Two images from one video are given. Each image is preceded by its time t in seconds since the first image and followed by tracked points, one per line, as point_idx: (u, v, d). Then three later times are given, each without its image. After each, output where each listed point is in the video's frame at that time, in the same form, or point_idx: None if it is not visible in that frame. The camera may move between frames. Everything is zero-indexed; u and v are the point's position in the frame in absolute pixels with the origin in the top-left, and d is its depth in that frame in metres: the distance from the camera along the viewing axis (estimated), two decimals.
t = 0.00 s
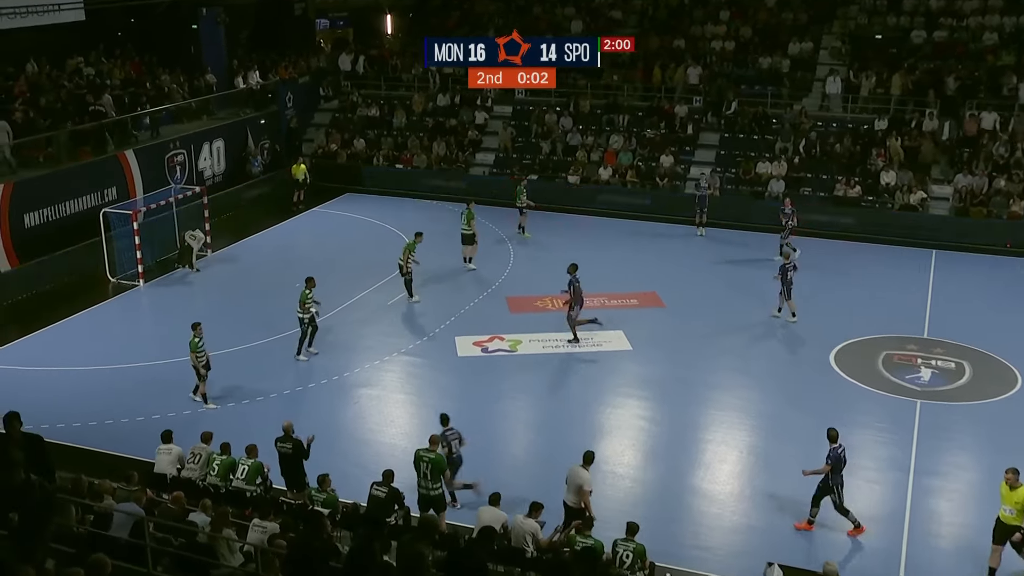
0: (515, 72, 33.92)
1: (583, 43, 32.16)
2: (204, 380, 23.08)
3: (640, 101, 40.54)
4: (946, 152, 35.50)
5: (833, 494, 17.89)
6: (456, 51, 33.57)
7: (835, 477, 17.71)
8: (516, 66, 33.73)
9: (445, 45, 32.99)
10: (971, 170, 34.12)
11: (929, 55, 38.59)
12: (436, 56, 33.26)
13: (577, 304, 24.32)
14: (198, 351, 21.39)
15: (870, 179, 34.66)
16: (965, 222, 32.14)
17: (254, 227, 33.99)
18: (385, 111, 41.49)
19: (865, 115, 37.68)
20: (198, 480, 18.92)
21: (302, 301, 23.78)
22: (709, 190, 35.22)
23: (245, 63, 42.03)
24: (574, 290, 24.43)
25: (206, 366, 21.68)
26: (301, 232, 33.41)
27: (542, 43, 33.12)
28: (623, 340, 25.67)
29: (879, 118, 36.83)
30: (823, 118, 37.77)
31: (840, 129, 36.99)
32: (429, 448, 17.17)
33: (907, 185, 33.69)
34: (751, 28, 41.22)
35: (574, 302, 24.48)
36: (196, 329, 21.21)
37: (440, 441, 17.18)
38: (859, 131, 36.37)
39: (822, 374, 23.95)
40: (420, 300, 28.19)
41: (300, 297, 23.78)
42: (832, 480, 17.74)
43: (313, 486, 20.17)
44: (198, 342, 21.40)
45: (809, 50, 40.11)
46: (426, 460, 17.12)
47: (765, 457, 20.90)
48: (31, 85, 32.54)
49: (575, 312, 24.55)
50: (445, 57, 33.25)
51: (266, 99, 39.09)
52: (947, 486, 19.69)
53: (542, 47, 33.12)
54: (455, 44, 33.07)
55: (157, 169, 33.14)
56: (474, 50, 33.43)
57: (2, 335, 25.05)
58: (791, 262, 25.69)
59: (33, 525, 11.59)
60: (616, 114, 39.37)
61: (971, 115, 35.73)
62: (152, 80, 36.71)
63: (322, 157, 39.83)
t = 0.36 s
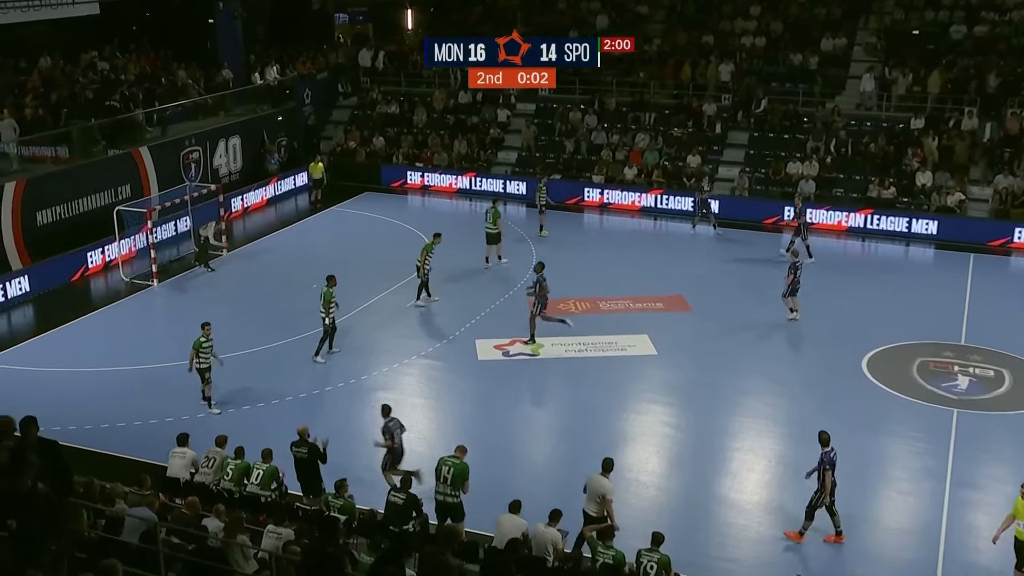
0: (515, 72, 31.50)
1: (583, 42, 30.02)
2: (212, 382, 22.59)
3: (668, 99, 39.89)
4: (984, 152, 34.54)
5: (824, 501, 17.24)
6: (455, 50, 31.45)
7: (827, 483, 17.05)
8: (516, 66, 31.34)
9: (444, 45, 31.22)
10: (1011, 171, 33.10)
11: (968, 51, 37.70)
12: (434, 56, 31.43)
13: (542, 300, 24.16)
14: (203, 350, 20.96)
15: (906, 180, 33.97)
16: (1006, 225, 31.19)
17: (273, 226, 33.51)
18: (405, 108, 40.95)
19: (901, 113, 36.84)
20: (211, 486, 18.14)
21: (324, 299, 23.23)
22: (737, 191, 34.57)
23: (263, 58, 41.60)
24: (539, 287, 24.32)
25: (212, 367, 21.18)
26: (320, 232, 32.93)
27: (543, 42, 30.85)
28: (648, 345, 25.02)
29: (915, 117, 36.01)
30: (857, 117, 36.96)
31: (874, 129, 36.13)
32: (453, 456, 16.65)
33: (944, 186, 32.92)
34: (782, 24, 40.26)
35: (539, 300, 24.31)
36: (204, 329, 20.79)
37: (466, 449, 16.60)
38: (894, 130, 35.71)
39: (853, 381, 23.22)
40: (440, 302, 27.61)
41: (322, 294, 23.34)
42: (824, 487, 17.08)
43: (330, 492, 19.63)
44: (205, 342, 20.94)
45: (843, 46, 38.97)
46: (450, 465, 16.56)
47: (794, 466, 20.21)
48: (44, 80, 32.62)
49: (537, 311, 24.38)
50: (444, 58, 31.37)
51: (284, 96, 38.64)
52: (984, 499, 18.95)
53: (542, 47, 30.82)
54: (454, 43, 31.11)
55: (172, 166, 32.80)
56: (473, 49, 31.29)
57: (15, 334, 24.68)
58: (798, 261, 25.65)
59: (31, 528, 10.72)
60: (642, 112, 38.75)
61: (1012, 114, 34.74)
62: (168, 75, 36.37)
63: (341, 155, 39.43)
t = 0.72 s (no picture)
0: (515, 72, 29.95)
1: (582, 42, 28.62)
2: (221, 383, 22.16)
3: (694, 95, 39.30)
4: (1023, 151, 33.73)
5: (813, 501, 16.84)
6: (455, 51, 30.16)
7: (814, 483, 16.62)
8: (516, 66, 29.74)
9: (442, 45, 29.92)
10: None
11: (1007, 46, 36.90)
12: (434, 57, 30.25)
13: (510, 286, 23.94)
14: (208, 357, 20.50)
15: (940, 179, 33.32)
16: None
17: (291, 223, 33.15)
18: (426, 104, 40.52)
19: (937, 111, 36.17)
20: (226, 488, 17.96)
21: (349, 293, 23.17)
22: (765, 189, 34.01)
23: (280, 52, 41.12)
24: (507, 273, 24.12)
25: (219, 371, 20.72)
26: (339, 230, 32.56)
27: (543, 42, 29.32)
28: (672, 346, 24.50)
29: (950, 115, 35.27)
30: (888, 114, 36.25)
31: (907, 128, 35.50)
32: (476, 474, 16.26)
33: (980, 186, 32.23)
34: (813, 19, 39.06)
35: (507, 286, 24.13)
36: (210, 335, 20.30)
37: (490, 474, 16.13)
38: (929, 129, 35.18)
39: (884, 386, 22.60)
40: (459, 302, 27.16)
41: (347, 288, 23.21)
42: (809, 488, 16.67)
43: (346, 495, 19.22)
44: (211, 349, 20.47)
45: (876, 40, 38.15)
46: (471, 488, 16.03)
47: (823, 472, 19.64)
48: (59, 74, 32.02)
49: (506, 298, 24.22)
50: (444, 58, 30.15)
51: (302, 91, 38.25)
52: (1021, 508, 18.32)
53: (542, 47, 29.34)
54: (453, 44, 29.81)
55: (189, 161, 32.50)
56: (473, 49, 29.88)
57: (30, 331, 24.44)
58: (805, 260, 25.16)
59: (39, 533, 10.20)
60: (668, 108, 38.25)
61: None
62: (186, 69, 36.03)
63: (360, 151, 39.08)
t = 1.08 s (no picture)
0: (515, 72, 30.32)
1: (583, 42, 28.81)
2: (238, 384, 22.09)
3: (717, 96, 39.14)
4: None
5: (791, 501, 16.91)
6: (455, 51, 30.41)
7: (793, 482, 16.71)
8: (516, 66, 30.09)
9: (444, 44, 29.95)
10: None
11: None
12: (434, 56, 30.37)
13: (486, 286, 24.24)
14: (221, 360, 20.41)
15: (967, 180, 33.03)
16: None
17: (312, 222, 33.19)
18: (448, 103, 40.51)
19: (964, 111, 35.83)
20: (247, 486, 17.88)
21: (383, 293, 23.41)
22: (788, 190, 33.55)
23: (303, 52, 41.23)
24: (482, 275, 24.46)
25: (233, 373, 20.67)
26: (360, 229, 32.60)
27: (543, 42, 29.53)
28: (695, 348, 24.37)
29: (978, 115, 34.90)
30: (915, 115, 35.95)
31: (934, 129, 35.21)
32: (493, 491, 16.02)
33: (1007, 188, 31.88)
34: (839, 18, 38.89)
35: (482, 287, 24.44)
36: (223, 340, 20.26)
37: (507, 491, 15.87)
38: (955, 129, 34.82)
39: (909, 390, 22.37)
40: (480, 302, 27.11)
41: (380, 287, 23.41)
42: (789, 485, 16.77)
43: (367, 495, 19.20)
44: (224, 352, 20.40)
45: (903, 40, 37.85)
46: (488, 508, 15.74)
47: (845, 475, 19.49)
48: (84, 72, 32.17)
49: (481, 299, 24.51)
50: (445, 58, 30.49)
51: (324, 90, 38.30)
52: None
53: (542, 47, 29.53)
54: (454, 43, 29.84)
55: (212, 160, 32.61)
56: (473, 49, 30.04)
57: (54, 328, 24.56)
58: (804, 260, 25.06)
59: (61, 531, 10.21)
60: (691, 109, 38.15)
61: None
62: (209, 68, 36.18)
63: (382, 150, 39.16)
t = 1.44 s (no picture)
0: (515, 72, 31.44)
1: (582, 42, 29.69)
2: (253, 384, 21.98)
3: (740, 97, 38.96)
4: None
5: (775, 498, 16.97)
6: (455, 50, 31.31)
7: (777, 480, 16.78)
8: (516, 66, 31.18)
9: (443, 45, 31.10)
10: None
11: None
12: (435, 56, 31.33)
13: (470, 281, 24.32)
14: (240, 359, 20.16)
15: (994, 183, 32.73)
16: None
17: (334, 222, 33.27)
18: (470, 104, 40.47)
19: (993, 113, 35.44)
20: (268, 486, 17.93)
21: (409, 290, 23.54)
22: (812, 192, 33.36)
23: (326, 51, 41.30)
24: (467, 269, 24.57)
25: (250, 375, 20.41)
26: (382, 229, 32.63)
27: (543, 42, 30.54)
28: (717, 350, 24.22)
29: (1006, 117, 34.50)
30: (941, 117, 35.64)
31: (961, 130, 34.83)
32: (502, 503, 15.69)
33: None
34: (865, 19, 38.54)
35: (467, 282, 24.52)
36: (244, 339, 19.98)
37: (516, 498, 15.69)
38: (982, 130, 34.42)
39: (935, 394, 22.14)
40: (501, 303, 27.06)
41: (407, 284, 23.54)
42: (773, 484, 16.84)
43: (387, 495, 19.21)
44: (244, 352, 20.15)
45: (929, 41, 37.55)
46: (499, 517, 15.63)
47: (867, 479, 19.32)
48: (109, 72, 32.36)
49: (466, 294, 24.57)
50: (445, 58, 31.37)
51: (347, 90, 38.38)
52: None
53: (542, 47, 30.51)
54: (454, 44, 30.95)
55: (234, 160, 32.75)
56: (473, 49, 31.06)
57: (77, 326, 24.72)
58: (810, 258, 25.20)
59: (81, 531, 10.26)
60: (715, 110, 38.04)
61: None
62: (232, 68, 36.35)
63: (404, 151, 39.21)
